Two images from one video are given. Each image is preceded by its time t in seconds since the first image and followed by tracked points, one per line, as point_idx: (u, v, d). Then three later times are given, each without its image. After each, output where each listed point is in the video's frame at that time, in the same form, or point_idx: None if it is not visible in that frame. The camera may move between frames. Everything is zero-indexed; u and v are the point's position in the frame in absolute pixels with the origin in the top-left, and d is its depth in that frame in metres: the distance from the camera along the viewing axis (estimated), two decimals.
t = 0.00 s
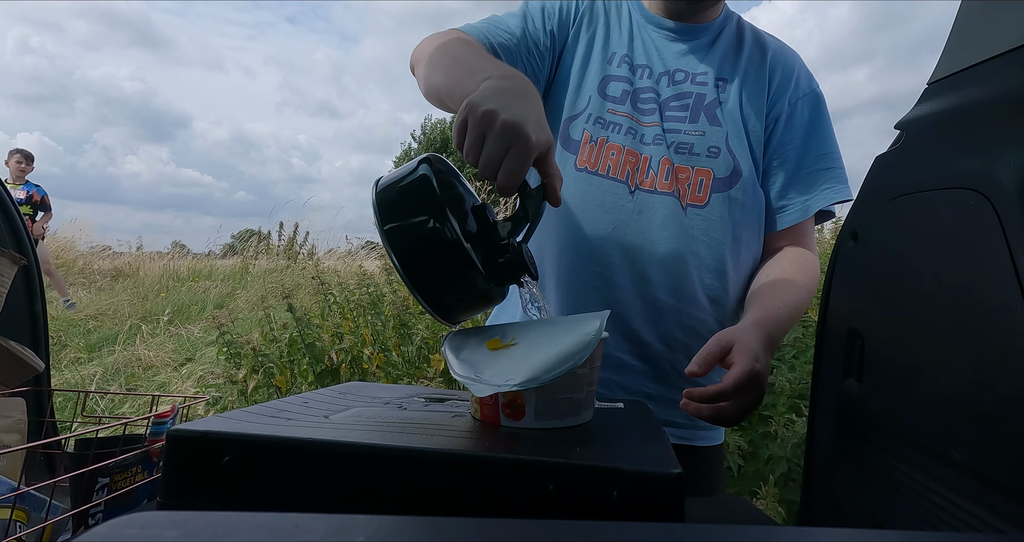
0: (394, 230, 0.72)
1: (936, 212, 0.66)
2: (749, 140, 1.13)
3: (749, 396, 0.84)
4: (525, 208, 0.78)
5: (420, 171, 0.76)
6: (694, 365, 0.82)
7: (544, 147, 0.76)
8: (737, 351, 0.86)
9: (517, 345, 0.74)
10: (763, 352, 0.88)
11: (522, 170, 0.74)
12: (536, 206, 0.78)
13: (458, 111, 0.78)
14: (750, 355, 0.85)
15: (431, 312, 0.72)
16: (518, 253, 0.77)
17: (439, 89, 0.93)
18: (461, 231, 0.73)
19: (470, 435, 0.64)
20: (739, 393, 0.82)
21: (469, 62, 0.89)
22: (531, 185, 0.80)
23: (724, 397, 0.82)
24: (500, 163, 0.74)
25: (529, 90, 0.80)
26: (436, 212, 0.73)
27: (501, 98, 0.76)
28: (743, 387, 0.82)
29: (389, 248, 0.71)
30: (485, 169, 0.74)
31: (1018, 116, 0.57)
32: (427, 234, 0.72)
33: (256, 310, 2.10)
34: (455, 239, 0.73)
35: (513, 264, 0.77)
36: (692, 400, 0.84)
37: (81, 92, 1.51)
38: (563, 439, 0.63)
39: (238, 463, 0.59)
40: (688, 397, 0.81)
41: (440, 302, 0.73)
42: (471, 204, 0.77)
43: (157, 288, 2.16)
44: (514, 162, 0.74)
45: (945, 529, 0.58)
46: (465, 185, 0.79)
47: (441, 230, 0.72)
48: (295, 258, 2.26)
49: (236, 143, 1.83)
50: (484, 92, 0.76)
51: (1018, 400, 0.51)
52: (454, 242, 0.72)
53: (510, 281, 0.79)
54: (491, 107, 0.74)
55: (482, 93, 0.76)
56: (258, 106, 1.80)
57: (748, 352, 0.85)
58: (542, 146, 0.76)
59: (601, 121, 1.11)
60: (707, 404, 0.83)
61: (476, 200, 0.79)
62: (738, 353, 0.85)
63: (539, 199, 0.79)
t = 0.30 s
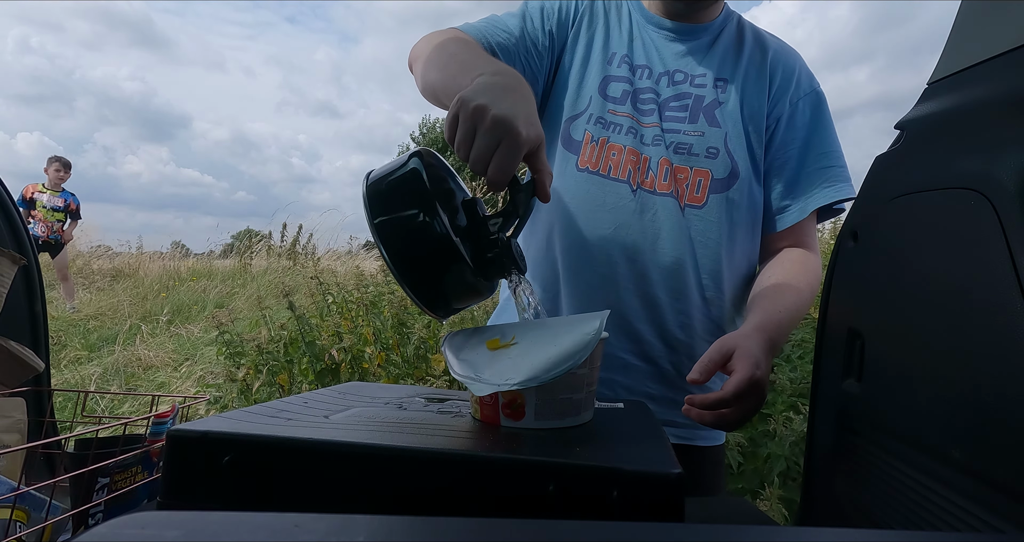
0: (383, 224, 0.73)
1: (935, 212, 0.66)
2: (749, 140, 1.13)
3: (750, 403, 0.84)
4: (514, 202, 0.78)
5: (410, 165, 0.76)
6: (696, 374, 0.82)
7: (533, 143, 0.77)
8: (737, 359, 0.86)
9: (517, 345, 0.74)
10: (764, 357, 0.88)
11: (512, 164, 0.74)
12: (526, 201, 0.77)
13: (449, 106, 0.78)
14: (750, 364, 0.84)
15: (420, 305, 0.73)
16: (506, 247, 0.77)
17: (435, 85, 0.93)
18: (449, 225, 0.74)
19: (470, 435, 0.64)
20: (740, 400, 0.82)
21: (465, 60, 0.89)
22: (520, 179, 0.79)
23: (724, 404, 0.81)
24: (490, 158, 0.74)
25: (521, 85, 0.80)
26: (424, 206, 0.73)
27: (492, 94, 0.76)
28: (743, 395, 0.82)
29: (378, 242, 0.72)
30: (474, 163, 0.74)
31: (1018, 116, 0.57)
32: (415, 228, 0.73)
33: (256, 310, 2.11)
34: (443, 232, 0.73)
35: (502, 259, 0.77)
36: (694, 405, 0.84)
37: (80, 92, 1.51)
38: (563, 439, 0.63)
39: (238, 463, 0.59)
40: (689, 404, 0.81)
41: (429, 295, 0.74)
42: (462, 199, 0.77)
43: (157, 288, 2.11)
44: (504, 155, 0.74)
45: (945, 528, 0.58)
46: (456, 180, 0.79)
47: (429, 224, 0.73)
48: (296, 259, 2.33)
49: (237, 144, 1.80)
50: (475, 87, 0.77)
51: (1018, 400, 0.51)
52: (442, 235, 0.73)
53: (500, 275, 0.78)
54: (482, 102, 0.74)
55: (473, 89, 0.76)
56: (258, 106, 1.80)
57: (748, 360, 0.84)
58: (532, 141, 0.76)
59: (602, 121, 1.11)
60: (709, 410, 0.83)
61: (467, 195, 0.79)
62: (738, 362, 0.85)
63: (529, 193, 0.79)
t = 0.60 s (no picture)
0: (373, 221, 0.73)
1: (935, 212, 0.66)
2: (750, 139, 1.13)
3: (747, 404, 0.84)
4: (505, 203, 0.79)
5: (402, 163, 0.76)
6: (693, 373, 0.81)
7: (526, 144, 0.77)
8: (735, 359, 0.86)
9: (517, 346, 0.74)
10: (762, 357, 0.88)
11: (503, 166, 0.74)
12: (518, 202, 0.78)
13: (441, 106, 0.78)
14: (748, 364, 0.84)
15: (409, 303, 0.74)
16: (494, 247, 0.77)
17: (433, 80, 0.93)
18: (438, 223, 0.74)
19: (470, 435, 0.64)
20: (737, 400, 0.82)
21: (460, 59, 0.89)
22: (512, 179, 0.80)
23: (722, 405, 0.81)
24: (480, 159, 0.74)
25: (514, 86, 0.80)
26: (413, 204, 0.73)
27: (485, 94, 0.76)
28: (740, 396, 0.82)
29: (368, 239, 0.72)
30: (466, 163, 0.75)
31: (1018, 116, 0.57)
32: (404, 226, 0.73)
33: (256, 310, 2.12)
34: (432, 230, 0.73)
35: (490, 258, 0.77)
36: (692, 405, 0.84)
37: (80, 92, 1.51)
38: (563, 439, 0.63)
39: (238, 463, 0.59)
40: (687, 404, 0.81)
41: (418, 292, 0.74)
42: (453, 198, 0.77)
43: (157, 288, 2.13)
44: (496, 157, 0.74)
45: (945, 528, 0.58)
46: (448, 178, 0.79)
47: (417, 222, 0.73)
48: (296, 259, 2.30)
49: (237, 143, 1.80)
50: (469, 87, 0.77)
51: (1018, 401, 0.51)
52: (431, 233, 0.73)
53: (489, 274, 0.79)
54: (475, 102, 0.74)
55: (467, 89, 0.76)
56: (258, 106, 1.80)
57: (746, 360, 0.85)
58: (524, 143, 0.76)
59: (599, 123, 1.11)
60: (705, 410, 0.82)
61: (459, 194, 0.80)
62: (736, 361, 0.85)
63: (520, 194, 0.80)
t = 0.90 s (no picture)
0: (374, 222, 0.73)
1: (935, 212, 0.66)
2: (750, 137, 1.13)
3: (742, 405, 0.84)
4: (504, 201, 0.79)
5: (401, 164, 0.76)
6: (687, 374, 0.81)
7: (522, 145, 0.77)
8: (730, 359, 0.86)
9: (517, 346, 0.74)
10: (758, 356, 0.88)
11: (500, 166, 0.74)
12: (516, 201, 0.79)
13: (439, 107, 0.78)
14: (743, 364, 0.85)
15: (410, 304, 0.73)
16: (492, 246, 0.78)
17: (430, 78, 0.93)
18: (438, 224, 0.74)
19: (470, 435, 0.64)
20: (731, 400, 0.82)
21: (457, 59, 0.89)
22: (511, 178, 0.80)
23: (716, 405, 0.82)
24: (477, 160, 0.75)
25: (512, 86, 0.80)
26: (414, 205, 0.74)
27: (482, 94, 0.76)
28: (734, 395, 0.82)
29: (369, 239, 0.71)
30: (463, 164, 0.75)
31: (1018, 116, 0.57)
32: (405, 226, 0.73)
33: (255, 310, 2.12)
34: (433, 231, 0.73)
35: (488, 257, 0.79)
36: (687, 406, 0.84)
37: (80, 92, 1.50)
38: (563, 439, 0.63)
39: (238, 463, 0.59)
40: (681, 403, 0.81)
41: (419, 292, 0.74)
42: (451, 198, 0.78)
43: (157, 288, 2.12)
44: (492, 159, 0.74)
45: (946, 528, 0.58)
46: (446, 178, 0.80)
47: (418, 222, 0.73)
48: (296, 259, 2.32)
49: (237, 143, 1.78)
50: (466, 87, 0.76)
51: (1018, 402, 0.51)
52: (431, 234, 0.73)
53: (486, 273, 0.80)
54: (472, 103, 0.74)
55: (464, 89, 0.76)
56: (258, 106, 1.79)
57: (741, 360, 0.85)
58: (521, 143, 0.76)
59: (594, 120, 1.11)
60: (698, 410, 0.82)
61: (457, 194, 0.80)
62: (731, 361, 0.85)
63: (519, 193, 0.80)
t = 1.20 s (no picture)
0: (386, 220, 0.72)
1: (935, 212, 0.66)
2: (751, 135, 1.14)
3: (740, 403, 0.84)
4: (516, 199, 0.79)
5: (413, 161, 0.76)
6: (687, 373, 0.81)
7: (536, 139, 0.77)
8: (728, 358, 0.86)
9: (517, 347, 0.74)
10: (757, 355, 0.88)
11: (516, 159, 0.74)
12: (528, 199, 0.79)
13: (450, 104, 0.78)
14: (742, 362, 0.84)
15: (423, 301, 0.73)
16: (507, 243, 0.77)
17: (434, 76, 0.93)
18: (452, 222, 0.74)
19: (470, 435, 0.64)
20: (730, 399, 0.82)
21: (459, 58, 0.89)
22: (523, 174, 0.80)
23: (715, 403, 0.82)
24: (491, 154, 0.74)
25: (523, 81, 0.80)
26: (428, 202, 0.73)
27: (493, 90, 0.76)
28: (733, 393, 0.82)
29: (381, 237, 0.71)
30: (478, 160, 0.75)
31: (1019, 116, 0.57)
32: (418, 223, 0.72)
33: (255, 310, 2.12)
34: (447, 228, 0.73)
35: (504, 255, 0.77)
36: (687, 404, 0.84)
37: (82, 93, 1.51)
38: (563, 438, 0.63)
39: (238, 463, 0.59)
40: (680, 402, 0.81)
41: (434, 289, 0.74)
42: (464, 196, 0.78)
43: (157, 288, 2.11)
44: (506, 153, 0.74)
45: (946, 529, 0.58)
46: (459, 178, 0.81)
47: (432, 219, 0.73)
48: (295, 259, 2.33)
49: (237, 143, 1.79)
50: (477, 83, 0.77)
51: (1018, 402, 0.51)
52: (445, 231, 0.73)
53: (503, 271, 0.79)
54: (484, 98, 0.75)
55: (475, 85, 0.76)
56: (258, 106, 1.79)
57: (739, 359, 0.85)
58: (534, 137, 0.76)
59: (600, 117, 1.11)
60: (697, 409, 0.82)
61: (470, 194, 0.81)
62: (729, 360, 0.85)
63: (531, 190, 0.81)
